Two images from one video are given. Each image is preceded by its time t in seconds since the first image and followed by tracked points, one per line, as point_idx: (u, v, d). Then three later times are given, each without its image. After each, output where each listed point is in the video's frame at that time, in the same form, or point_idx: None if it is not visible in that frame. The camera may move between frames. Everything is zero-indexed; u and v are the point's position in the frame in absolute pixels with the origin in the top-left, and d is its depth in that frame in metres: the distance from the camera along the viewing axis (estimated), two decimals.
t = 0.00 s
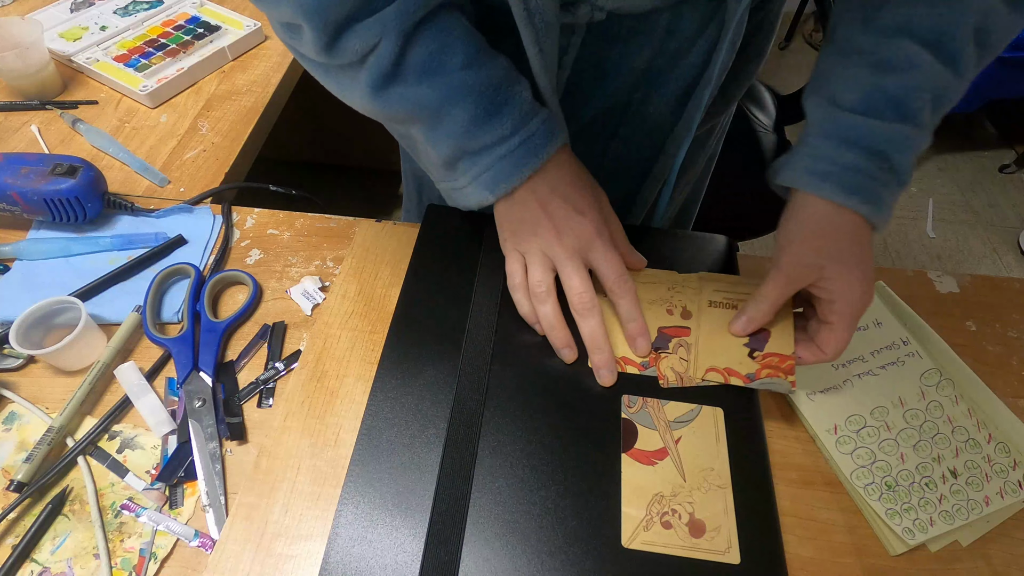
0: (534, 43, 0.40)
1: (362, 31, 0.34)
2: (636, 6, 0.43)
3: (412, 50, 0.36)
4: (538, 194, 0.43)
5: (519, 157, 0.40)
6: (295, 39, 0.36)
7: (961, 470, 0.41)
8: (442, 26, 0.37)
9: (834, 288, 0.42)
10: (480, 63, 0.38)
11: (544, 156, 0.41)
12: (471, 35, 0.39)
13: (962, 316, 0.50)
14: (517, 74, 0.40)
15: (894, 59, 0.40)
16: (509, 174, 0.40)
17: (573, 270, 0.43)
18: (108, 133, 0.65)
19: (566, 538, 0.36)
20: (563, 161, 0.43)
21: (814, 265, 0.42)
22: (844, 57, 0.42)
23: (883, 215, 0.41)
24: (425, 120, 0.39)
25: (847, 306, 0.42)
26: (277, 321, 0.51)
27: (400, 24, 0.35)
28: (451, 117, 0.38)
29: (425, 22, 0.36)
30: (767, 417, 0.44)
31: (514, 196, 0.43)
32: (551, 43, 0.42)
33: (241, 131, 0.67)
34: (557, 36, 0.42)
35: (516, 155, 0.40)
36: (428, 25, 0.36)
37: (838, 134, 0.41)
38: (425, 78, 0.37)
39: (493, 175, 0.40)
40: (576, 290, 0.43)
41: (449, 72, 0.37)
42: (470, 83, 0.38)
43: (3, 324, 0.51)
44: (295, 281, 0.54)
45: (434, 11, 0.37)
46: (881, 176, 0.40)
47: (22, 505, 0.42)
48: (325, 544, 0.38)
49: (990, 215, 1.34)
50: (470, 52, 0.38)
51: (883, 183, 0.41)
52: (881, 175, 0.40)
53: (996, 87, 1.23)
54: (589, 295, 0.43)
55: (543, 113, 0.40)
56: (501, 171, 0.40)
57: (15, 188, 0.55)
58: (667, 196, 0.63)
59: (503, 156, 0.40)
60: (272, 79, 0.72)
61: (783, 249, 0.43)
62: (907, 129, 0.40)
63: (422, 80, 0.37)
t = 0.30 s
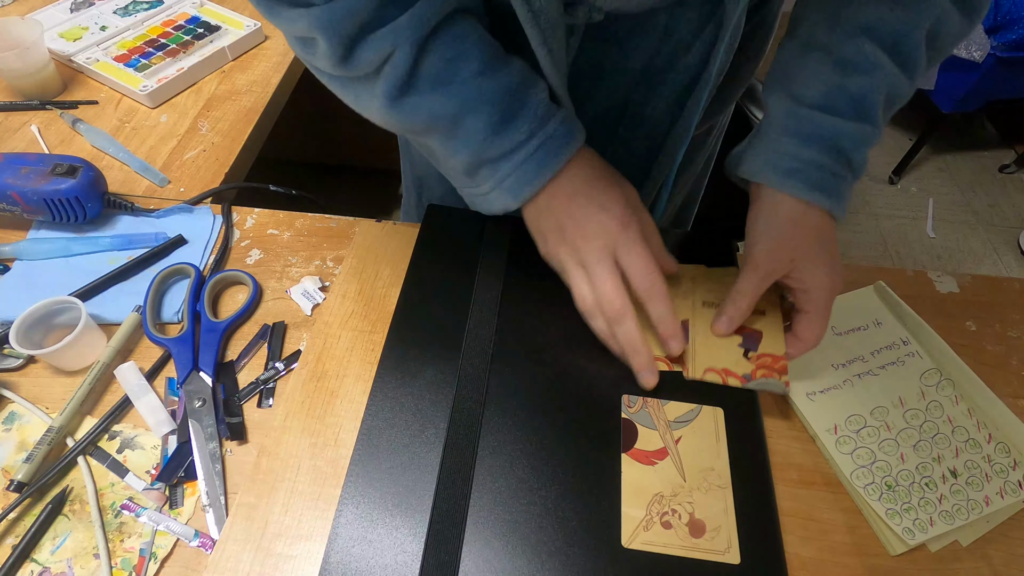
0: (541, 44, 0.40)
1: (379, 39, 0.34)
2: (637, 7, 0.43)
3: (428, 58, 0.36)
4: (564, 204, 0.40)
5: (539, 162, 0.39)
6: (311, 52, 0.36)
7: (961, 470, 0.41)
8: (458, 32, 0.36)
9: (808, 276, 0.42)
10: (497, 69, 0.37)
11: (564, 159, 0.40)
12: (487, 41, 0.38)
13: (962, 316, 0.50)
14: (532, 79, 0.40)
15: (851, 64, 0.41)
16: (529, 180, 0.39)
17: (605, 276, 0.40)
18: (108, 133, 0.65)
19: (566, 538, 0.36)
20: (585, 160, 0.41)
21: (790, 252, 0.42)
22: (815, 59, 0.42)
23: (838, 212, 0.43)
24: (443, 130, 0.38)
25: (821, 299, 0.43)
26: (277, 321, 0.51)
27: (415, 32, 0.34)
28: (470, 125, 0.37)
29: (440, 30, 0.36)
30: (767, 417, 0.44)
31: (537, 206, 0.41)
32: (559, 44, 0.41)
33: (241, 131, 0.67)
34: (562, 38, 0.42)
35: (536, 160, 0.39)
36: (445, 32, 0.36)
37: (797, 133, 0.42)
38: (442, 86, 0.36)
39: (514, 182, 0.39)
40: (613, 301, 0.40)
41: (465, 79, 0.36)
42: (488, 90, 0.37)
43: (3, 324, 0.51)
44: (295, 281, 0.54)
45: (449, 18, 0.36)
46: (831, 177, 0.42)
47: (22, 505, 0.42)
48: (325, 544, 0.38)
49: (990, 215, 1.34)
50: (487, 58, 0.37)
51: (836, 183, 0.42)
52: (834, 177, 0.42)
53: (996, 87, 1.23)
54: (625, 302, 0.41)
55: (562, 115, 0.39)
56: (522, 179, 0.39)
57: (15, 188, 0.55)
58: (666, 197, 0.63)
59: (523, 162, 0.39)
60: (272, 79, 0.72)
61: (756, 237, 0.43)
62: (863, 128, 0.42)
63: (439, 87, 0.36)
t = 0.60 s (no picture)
0: (528, 42, 0.40)
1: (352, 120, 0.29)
2: (632, 7, 0.42)
3: (401, 145, 0.31)
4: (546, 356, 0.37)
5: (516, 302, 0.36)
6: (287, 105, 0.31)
7: (961, 470, 0.41)
8: (453, 119, 0.32)
9: (794, 252, 0.43)
10: (488, 176, 0.33)
11: (538, 277, 0.34)
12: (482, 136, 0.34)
13: (962, 316, 0.50)
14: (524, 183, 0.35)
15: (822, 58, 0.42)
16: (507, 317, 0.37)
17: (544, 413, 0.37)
18: (108, 133, 0.65)
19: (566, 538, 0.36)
20: (562, 272, 0.36)
21: (772, 233, 0.43)
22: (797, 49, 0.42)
23: (822, 190, 0.43)
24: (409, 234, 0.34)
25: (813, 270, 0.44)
26: (277, 321, 0.51)
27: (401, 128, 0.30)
28: (446, 239, 0.33)
29: (423, 114, 0.31)
30: (767, 416, 0.44)
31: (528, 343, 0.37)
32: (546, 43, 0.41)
33: (241, 130, 0.67)
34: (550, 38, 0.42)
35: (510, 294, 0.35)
36: (436, 120, 0.31)
37: (779, 116, 0.42)
38: (414, 177, 0.31)
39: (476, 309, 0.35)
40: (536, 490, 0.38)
41: (439, 174, 0.31)
42: (465, 203, 0.32)
43: (3, 324, 0.51)
44: (295, 281, 0.54)
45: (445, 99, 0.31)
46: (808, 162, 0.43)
47: (22, 505, 0.42)
48: (326, 544, 0.38)
49: (990, 215, 1.34)
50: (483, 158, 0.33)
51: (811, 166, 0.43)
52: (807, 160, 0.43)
53: (996, 87, 1.23)
54: (603, 448, 0.36)
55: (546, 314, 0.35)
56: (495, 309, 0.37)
57: (15, 188, 0.55)
58: (666, 196, 0.63)
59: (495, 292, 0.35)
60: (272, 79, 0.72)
61: (743, 217, 0.44)
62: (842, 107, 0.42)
63: (411, 191, 0.32)
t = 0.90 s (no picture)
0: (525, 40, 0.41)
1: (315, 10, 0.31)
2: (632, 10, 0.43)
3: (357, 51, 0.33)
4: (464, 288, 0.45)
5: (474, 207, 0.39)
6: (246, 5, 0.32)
7: (961, 470, 0.41)
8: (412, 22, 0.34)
9: (800, 235, 0.47)
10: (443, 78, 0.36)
11: (481, 181, 0.37)
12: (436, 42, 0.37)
13: (962, 316, 0.50)
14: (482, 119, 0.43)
15: (845, 53, 0.42)
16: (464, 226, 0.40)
17: (482, 351, 0.44)
18: (108, 133, 0.65)
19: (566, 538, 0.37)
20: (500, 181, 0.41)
21: (781, 211, 0.47)
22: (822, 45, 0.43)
23: (831, 172, 0.45)
24: (367, 138, 0.36)
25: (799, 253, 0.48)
26: (277, 321, 0.51)
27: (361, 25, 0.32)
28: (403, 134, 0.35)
29: (381, 25, 0.33)
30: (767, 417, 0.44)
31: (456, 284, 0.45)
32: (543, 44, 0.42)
33: (241, 130, 0.67)
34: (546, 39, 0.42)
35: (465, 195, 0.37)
36: (395, 21, 0.33)
37: (793, 100, 0.44)
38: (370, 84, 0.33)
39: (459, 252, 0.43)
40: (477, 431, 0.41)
41: (392, 80, 0.34)
42: (420, 98, 0.34)
43: (3, 324, 0.51)
44: (295, 281, 0.54)
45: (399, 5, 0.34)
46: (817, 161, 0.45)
47: (22, 505, 0.42)
48: (326, 544, 0.38)
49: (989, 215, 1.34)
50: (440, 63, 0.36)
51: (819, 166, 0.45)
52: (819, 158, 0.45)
53: (996, 87, 1.23)
54: (512, 336, 0.44)
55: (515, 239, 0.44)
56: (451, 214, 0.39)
57: (15, 188, 0.55)
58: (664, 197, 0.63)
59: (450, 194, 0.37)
60: (273, 79, 0.72)
61: (754, 199, 0.48)
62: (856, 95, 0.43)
63: (370, 88, 0.34)
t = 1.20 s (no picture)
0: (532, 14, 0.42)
1: (302, 11, 0.32)
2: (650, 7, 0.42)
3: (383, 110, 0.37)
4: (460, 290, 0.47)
5: (463, 203, 0.41)
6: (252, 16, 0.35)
7: (961, 470, 0.41)
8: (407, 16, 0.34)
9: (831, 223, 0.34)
10: (435, 76, 0.37)
11: (483, 220, 0.42)
12: (433, 39, 0.36)
13: (962, 316, 0.50)
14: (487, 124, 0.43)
15: (848, 45, 0.28)
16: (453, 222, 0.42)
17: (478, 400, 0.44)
18: (108, 133, 0.65)
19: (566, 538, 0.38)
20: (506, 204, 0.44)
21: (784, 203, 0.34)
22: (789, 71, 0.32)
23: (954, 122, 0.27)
24: (359, 134, 0.38)
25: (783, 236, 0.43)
26: (277, 321, 0.51)
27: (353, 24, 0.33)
28: (392, 129, 0.38)
29: (408, 85, 0.36)
30: (767, 416, 0.44)
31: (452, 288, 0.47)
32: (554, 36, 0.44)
33: (241, 130, 0.67)
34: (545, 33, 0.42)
35: (456, 208, 0.41)
36: (389, 19, 0.34)
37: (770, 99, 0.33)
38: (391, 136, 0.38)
39: (454, 251, 0.44)
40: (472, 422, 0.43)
41: (412, 134, 0.38)
42: (407, 96, 0.36)
43: (3, 324, 0.51)
44: (295, 281, 0.54)
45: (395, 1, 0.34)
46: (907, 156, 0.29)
47: (22, 505, 0.42)
48: (326, 544, 0.38)
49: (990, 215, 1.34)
50: (433, 62, 0.37)
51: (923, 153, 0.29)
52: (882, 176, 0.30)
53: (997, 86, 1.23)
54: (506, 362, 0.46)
55: (514, 237, 0.44)
56: (444, 222, 0.42)
57: (15, 188, 0.55)
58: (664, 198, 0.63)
59: (443, 206, 0.41)
60: (272, 78, 0.72)
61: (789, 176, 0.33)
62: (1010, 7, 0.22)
63: (360, 86, 0.35)
